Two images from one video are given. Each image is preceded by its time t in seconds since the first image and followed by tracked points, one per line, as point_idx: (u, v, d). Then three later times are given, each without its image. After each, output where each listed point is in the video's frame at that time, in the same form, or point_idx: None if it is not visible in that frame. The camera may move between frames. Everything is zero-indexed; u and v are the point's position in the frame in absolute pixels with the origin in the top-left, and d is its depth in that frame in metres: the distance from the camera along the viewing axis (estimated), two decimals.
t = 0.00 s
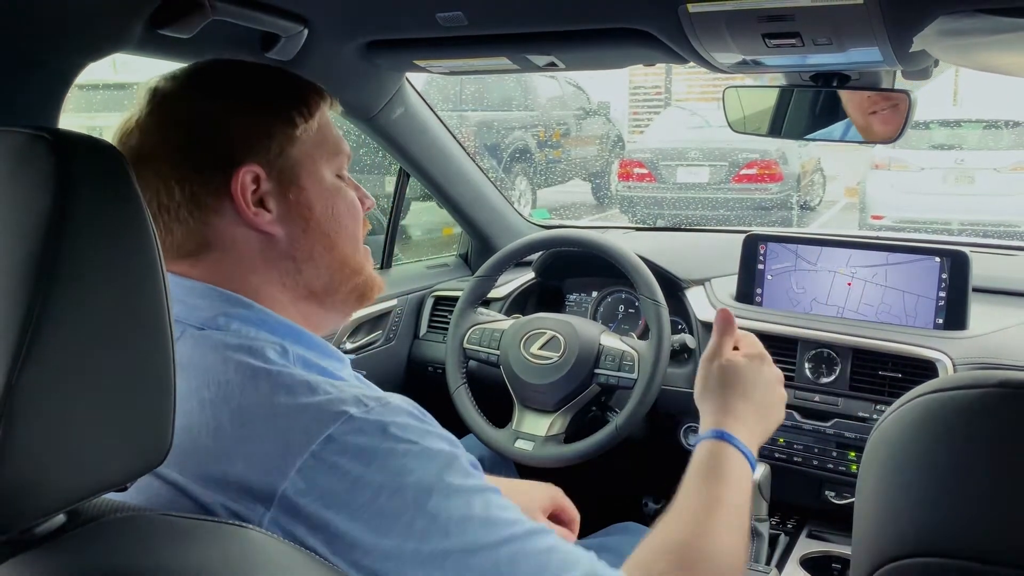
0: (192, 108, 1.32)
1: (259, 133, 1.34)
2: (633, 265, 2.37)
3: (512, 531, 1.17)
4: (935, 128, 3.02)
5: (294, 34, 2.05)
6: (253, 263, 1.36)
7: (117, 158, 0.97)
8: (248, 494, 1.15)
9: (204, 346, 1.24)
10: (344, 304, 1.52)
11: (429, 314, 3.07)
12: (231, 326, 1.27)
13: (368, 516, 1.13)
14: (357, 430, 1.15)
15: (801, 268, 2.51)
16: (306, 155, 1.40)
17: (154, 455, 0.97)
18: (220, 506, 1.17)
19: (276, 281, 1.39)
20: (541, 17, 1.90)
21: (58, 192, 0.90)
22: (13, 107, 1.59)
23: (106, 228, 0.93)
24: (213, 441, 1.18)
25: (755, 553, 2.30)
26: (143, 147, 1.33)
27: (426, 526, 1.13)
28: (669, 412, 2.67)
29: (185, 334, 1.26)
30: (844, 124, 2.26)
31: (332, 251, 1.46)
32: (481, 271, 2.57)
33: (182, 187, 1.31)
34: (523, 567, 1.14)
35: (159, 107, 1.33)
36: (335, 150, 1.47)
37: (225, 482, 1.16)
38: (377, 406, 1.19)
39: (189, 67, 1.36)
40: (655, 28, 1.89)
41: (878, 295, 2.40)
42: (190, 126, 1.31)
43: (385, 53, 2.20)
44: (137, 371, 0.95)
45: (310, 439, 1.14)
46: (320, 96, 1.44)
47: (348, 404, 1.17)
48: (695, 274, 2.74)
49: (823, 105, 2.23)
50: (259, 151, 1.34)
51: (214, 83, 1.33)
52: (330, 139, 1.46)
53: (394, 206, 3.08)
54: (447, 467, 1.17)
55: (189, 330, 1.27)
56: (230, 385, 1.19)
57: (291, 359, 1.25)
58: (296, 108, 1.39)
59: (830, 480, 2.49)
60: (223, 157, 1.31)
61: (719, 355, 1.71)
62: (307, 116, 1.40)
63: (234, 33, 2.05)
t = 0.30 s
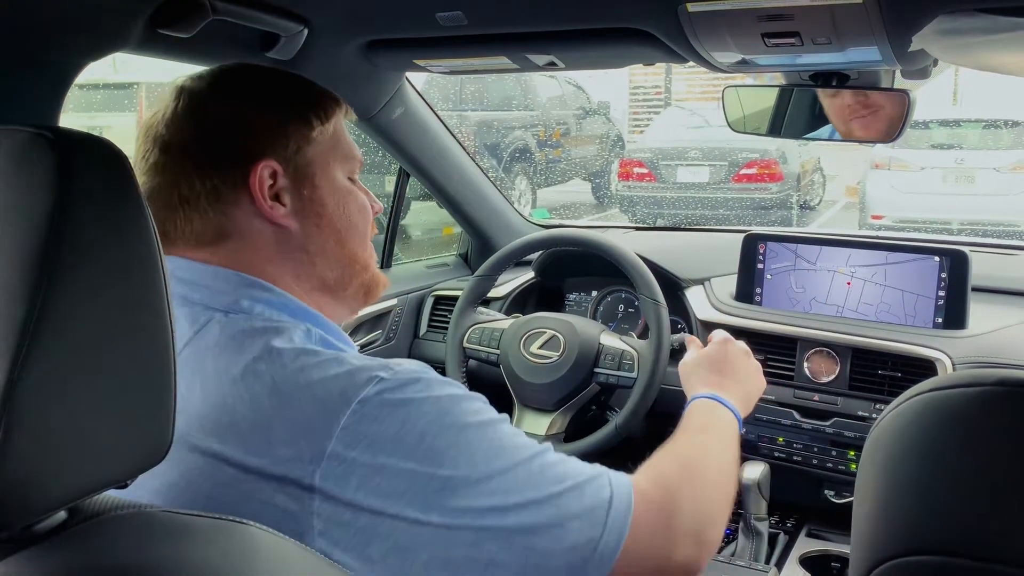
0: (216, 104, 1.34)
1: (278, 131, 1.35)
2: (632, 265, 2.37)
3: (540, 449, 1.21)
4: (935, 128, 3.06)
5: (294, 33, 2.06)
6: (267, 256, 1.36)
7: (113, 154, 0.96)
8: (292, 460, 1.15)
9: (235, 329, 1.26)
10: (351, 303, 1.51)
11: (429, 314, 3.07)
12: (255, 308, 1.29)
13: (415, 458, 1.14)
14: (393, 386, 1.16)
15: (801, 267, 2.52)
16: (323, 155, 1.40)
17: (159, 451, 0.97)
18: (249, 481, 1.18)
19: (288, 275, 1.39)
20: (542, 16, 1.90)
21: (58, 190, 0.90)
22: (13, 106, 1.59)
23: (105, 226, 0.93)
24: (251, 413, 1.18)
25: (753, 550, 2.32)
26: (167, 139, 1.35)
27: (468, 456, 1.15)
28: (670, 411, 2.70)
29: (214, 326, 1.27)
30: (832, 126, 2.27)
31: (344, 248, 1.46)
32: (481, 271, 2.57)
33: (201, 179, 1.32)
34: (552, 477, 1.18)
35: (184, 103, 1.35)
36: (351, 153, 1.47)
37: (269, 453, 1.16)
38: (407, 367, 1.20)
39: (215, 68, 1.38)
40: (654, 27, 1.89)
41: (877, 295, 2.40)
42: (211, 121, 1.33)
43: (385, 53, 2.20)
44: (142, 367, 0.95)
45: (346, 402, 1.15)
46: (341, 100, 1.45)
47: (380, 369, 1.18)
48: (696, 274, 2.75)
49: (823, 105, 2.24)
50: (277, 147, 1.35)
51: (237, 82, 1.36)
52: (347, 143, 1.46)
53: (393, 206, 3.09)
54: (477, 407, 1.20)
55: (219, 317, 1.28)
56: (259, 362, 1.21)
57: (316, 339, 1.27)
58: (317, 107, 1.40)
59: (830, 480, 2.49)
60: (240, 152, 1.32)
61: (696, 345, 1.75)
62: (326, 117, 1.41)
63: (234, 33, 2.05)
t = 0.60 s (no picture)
0: (218, 104, 1.36)
1: (277, 130, 1.37)
2: (631, 264, 2.37)
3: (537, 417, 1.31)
4: (935, 129, 3.09)
5: (293, 34, 2.05)
6: (264, 253, 1.37)
7: (108, 154, 0.96)
8: (309, 441, 1.19)
9: (245, 320, 1.28)
10: (349, 302, 1.52)
11: (429, 313, 3.05)
12: (261, 303, 1.31)
13: (429, 428, 1.20)
14: (404, 363, 1.22)
15: (800, 267, 2.52)
16: (321, 155, 1.42)
17: (157, 450, 0.99)
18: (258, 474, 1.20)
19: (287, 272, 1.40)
20: (541, 17, 1.90)
21: (57, 190, 0.90)
22: (12, 107, 1.59)
23: (104, 227, 0.93)
24: (268, 399, 1.22)
25: (753, 550, 2.32)
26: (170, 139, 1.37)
27: (476, 423, 1.22)
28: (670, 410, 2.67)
29: (225, 320, 1.29)
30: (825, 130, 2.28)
31: (343, 246, 1.47)
32: (480, 270, 2.57)
33: (200, 176, 1.34)
34: (550, 437, 1.27)
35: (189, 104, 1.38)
36: (351, 154, 1.49)
37: (284, 435, 1.19)
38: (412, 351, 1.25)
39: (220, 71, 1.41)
40: (654, 27, 1.89)
41: (876, 295, 2.40)
42: (212, 120, 1.35)
43: (384, 53, 2.19)
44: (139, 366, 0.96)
45: (361, 380, 1.20)
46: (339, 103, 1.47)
47: (390, 352, 1.24)
48: (695, 274, 2.75)
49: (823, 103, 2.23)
50: (276, 145, 1.37)
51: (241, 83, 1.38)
52: (347, 144, 1.48)
53: (393, 206, 3.09)
54: (479, 381, 1.28)
55: (226, 311, 1.30)
56: (271, 348, 1.24)
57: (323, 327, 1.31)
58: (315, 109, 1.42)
59: (829, 480, 2.50)
60: (238, 150, 1.34)
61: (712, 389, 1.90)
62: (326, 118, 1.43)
63: (233, 33, 2.05)
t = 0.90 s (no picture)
0: (156, 133, 1.34)
1: (206, 155, 1.31)
2: (631, 264, 2.37)
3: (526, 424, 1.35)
4: (935, 128, 3.06)
5: (293, 34, 2.05)
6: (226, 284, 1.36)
7: (108, 153, 0.95)
8: (311, 452, 1.20)
9: (235, 326, 1.30)
10: (345, 308, 1.47)
11: (429, 313, 3.06)
12: (252, 310, 1.32)
13: (430, 436, 1.23)
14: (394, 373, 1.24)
15: (800, 267, 2.51)
16: (261, 177, 1.33)
17: (157, 450, 0.99)
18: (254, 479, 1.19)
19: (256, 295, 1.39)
20: (541, 17, 1.90)
21: (58, 192, 0.90)
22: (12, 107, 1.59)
23: (104, 228, 0.93)
24: (267, 408, 1.23)
25: (752, 550, 2.34)
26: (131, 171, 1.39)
27: (470, 431, 1.27)
28: (670, 411, 2.70)
29: (218, 323, 1.31)
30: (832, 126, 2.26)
31: (310, 266, 1.39)
32: (480, 270, 2.57)
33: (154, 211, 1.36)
34: (538, 441, 1.33)
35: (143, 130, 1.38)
36: (306, 158, 1.38)
37: (286, 444, 1.20)
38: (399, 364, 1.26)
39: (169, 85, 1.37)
40: (653, 28, 1.89)
41: (876, 295, 2.40)
42: (154, 151, 1.34)
43: (384, 53, 2.19)
44: (140, 366, 0.96)
45: (362, 388, 1.21)
46: (275, 106, 1.34)
47: (378, 360, 1.26)
48: (695, 274, 2.74)
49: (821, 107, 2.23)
50: (205, 174, 1.31)
51: (174, 102, 1.33)
52: (299, 149, 1.37)
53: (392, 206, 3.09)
54: (470, 390, 1.32)
55: (215, 313, 1.32)
56: (268, 357, 1.26)
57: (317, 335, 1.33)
58: (242, 129, 1.32)
59: (828, 480, 2.53)
60: (176, 194, 1.33)
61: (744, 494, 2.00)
62: (258, 127, 1.33)
63: (233, 34, 2.05)
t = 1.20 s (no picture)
0: (156, 136, 1.32)
1: (203, 173, 1.29)
2: (629, 264, 2.38)
3: (532, 458, 1.34)
4: (934, 128, 3.07)
5: (292, 34, 2.05)
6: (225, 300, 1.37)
7: (107, 154, 0.96)
8: (311, 490, 1.20)
9: (237, 350, 1.30)
10: (348, 331, 1.46)
11: (428, 313, 3.06)
12: (254, 333, 1.33)
13: (432, 473, 1.23)
14: (397, 411, 1.23)
15: (799, 267, 2.51)
16: (260, 200, 1.31)
17: (155, 450, 0.99)
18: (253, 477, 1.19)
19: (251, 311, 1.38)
20: (540, 17, 1.90)
21: (55, 193, 0.90)
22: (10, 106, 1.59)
23: (101, 225, 0.93)
24: (266, 440, 1.22)
25: (751, 550, 2.35)
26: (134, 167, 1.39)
27: (473, 468, 1.26)
28: (669, 411, 2.70)
29: (219, 340, 1.32)
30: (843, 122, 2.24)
31: (310, 294, 1.37)
32: (478, 270, 2.57)
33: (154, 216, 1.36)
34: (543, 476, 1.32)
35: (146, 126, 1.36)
36: (311, 181, 1.33)
37: (286, 480, 1.21)
38: (402, 401, 1.24)
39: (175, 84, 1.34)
40: (652, 28, 1.89)
41: (875, 295, 2.40)
42: (155, 156, 1.33)
43: (383, 53, 2.19)
44: (140, 364, 0.96)
45: (365, 428, 1.21)
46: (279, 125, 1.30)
47: (383, 395, 1.25)
48: (693, 274, 2.74)
49: (820, 106, 2.22)
50: (202, 192, 1.30)
51: (177, 108, 1.30)
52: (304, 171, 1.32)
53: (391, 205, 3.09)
54: (475, 423, 1.31)
55: (212, 333, 1.33)
56: (270, 386, 1.25)
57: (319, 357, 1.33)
58: (243, 149, 1.28)
59: (826, 480, 2.53)
60: (176, 207, 1.32)
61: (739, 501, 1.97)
62: (256, 147, 1.29)
63: (232, 33, 2.05)
